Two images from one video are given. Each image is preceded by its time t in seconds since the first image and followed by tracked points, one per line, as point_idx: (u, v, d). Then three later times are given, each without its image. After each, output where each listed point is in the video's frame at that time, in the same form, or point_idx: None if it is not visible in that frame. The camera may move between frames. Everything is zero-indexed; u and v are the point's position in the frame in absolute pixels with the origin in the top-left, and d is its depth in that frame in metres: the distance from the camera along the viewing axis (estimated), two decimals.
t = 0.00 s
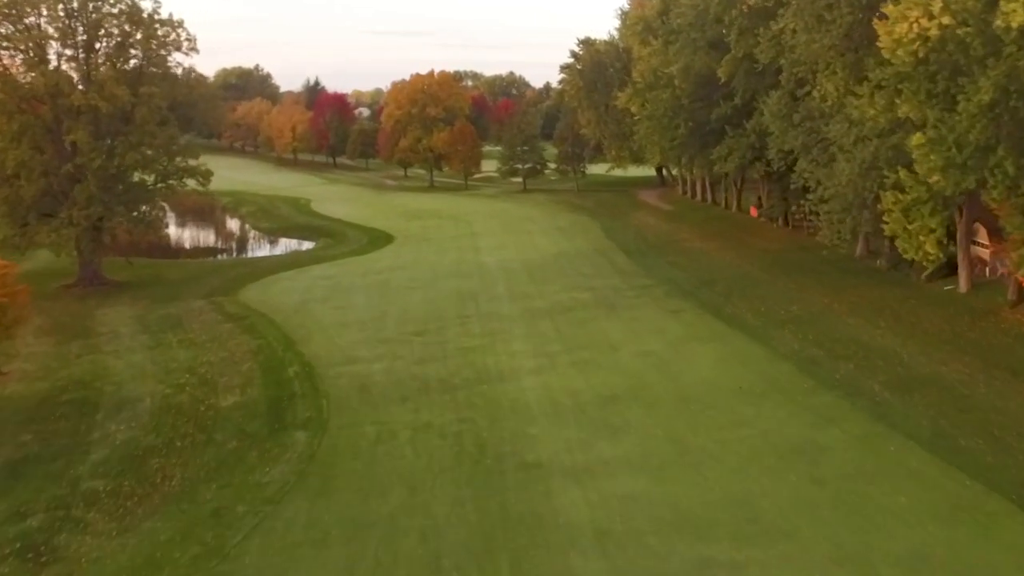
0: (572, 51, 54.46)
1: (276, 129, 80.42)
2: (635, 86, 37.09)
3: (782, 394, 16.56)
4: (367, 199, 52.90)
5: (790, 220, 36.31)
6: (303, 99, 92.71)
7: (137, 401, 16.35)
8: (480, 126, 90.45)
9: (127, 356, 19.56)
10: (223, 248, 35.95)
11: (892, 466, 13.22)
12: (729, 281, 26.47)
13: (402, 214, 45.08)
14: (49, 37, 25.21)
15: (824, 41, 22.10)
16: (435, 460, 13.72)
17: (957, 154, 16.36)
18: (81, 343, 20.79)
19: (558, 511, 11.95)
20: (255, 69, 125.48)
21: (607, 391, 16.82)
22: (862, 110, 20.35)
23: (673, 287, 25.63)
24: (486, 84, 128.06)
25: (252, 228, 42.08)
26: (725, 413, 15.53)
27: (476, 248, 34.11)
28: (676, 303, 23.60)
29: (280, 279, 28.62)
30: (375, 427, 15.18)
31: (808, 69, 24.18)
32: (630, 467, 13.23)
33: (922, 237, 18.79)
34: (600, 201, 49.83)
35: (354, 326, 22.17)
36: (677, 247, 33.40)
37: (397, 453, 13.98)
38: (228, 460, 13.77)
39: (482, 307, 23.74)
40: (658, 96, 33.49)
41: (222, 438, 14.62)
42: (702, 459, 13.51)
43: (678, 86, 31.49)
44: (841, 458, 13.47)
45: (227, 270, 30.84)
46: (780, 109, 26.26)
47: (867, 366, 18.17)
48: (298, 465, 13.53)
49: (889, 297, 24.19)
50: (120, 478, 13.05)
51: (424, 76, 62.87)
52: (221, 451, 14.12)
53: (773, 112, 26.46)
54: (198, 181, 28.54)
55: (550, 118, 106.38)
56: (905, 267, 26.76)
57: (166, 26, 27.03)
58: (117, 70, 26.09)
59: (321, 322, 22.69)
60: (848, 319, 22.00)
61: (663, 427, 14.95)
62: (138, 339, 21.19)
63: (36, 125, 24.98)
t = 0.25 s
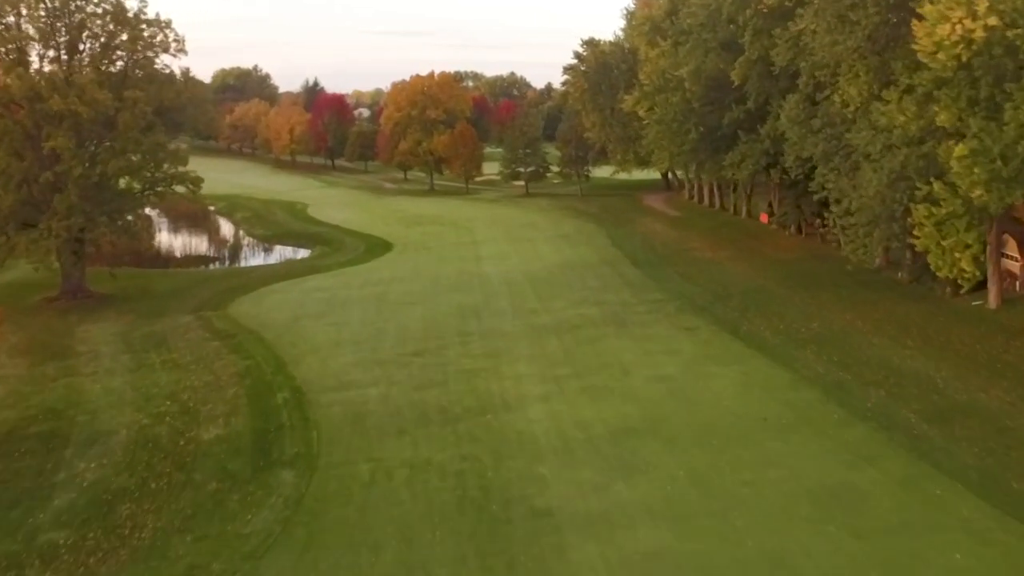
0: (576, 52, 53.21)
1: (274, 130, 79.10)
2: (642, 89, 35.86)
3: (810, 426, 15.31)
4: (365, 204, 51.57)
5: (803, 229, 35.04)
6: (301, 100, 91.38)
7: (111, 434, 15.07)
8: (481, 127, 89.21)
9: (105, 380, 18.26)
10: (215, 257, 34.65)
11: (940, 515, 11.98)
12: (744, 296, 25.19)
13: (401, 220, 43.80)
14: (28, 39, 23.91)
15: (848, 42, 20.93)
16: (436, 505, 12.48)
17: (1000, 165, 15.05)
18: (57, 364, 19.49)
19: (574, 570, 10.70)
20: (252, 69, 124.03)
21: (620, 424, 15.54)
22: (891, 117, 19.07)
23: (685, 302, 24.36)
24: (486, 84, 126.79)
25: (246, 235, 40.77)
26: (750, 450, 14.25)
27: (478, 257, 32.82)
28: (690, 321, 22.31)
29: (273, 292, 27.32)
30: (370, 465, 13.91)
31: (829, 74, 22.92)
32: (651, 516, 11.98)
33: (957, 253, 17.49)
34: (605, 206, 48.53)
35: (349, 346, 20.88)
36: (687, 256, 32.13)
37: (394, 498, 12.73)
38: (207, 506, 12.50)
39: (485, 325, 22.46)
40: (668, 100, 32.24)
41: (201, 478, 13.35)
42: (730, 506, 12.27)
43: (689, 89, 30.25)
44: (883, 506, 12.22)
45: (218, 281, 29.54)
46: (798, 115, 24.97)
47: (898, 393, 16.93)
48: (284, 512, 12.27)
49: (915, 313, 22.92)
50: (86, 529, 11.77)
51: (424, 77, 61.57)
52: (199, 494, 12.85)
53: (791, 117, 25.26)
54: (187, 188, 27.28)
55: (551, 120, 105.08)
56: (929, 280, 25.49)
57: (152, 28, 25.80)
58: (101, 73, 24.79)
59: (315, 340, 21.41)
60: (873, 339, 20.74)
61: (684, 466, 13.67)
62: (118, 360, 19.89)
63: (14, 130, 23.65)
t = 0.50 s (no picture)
0: (580, 53, 52.14)
1: (271, 131, 77.99)
2: (649, 92, 34.80)
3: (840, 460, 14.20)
4: (364, 208, 50.45)
5: (814, 237, 33.94)
6: (299, 100, 90.27)
7: (85, 467, 13.96)
8: (482, 129, 88.12)
9: (83, 403, 17.12)
10: (207, 265, 33.52)
11: (991, 566, 10.89)
12: (758, 309, 24.05)
13: (400, 225, 42.66)
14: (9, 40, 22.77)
15: (871, 42, 19.99)
16: (435, 552, 11.37)
17: None
18: (34, 384, 18.34)
19: None
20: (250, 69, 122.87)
21: (635, 456, 14.42)
22: (918, 124, 17.94)
23: (697, 316, 23.24)
24: (486, 85, 125.73)
25: (241, 241, 39.65)
26: (777, 486, 13.08)
27: (479, 266, 31.69)
28: (704, 337, 21.20)
29: (266, 303, 26.20)
30: (364, 503, 12.77)
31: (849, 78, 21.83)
32: (673, 567, 10.86)
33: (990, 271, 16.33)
34: (608, 210, 47.42)
35: (344, 364, 19.75)
36: (696, 265, 31.01)
37: (390, 543, 11.61)
38: (184, 554, 11.37)
39: (487, 341, 21.34)
40: (677, 102, 31.15)
41: (180, 520, 12.22)
42: (759, 554, 11.15)
43: (699, 91, 29.17)
44: (927, 555, 11.12)
45: (210, 291, 28.41)
46: (814, 121, 23.84)
47: (930, 421, 15.82)
48: (269, 562, 11.15)
49: (939, 328, 21.80)
50: None
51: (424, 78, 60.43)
52: (176, 539, 11.74)
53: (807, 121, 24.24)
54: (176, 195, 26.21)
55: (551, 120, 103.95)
56: (951, 294, 24.34)
57: (140, 29, 24.72)
58: (87, 76, 23.66)
59: (308, 358, 20.29)
60: (897, 358, 19.62)
61: (706, 504, 12.56)
62: (98, 379, 18.75)
63: None
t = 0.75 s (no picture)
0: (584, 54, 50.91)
1: (269, 134, 76.77)
2: (658, 95, 33.54)
3: (878, 506, 12.96)
4: (362, 213, 49.20)
5: (829, 246, 32.69)
6: (298, 102, 89.04)
7: (50, 513, 12.71)
8: (482, 131, 86.90)
9: (54, 434, 15.87)
10: (198, 275, 32.28)
11: None
12: (776, 327, 22.82)
13: (399, 232, 41.42)
14: None
15: (899, 45, 18.74)
16: None
17: None
18: (4, 412, 17.09)
19: None
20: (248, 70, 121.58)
21: (653, 501, 13.18)
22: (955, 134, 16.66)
23: (712, 334, 21.99)
24: (487, 86, 124.48)
25: (235, 248, 38.44)
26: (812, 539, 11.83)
27: (482, 277, 30.48)
28: (720, 360, 19.96)
29: (257, 319, 24.96)
30: (355, 558, 11.51)
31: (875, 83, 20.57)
32: None
33: None
34: (614, 216, 46.19)
35: (337, 389, 18.53)
36: (707, 277, 29.76)
37: None
38: None
39: (490, 363, 20.12)
40: (688, 106, 29.86)
41: None
42: None
43: (711, 95, 27.89)
44: None
45: (199, 304, 27.18)
46: (836, 127, 22.59)
47: (973, 457, 14.58)
48: None
49: (970, 349, 20.53)
50: None
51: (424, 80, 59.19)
52: None
53: (828, 127, 22.99)
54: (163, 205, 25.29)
55: (552, 120, 102.80)
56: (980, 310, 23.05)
57: (123, 29, 23.48)
58: (66, 79, 22.39)
59: (300, 382, 19.06)
60: (929, 383, 18.37)
61: (734, 562, 11.28)
62: (73, 406, 17.50)
63: None
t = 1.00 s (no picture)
0: (588, 55, 49.87)
1: (267, 136, 75.66)
2: (666, 99, 32.44)
3: (919, 553, 11.86)
4: (360, 218, 48.08)
5: (843, 255, 31.60)
6: (297, 103, 87.97)
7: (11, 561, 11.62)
8: (483, 132, 85.84)
9: (24, 466, 14.77)
10: (189, 285, 31.13)
11: None
12: (793, 343, 21.73)
13: (398, 238, 40.31)
14: None
15: (928, 47, 17.64)
16: None
17: None
18: None
19: None
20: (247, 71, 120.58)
21: (672, 546, 12.10)
22: (989, 144, 15.56)
23: (727, 351, 20.86)
24: (487, 86, 123.48)
25: (229, 255, 37.35)
26: None
27: (483, 288, 29.39)
28: (736, 381, 18.87)
29: (249, 334, 23.85)
30: None
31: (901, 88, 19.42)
32: None
33: None
34: (618, 222, 45.10)
35: (331, 413, 17.44)
36: (717, 288, 28.65)
37: None
38: None
39: (493, 383, 19.03)
40: (698, 111, 28.74)
41: None
42: None
43: (723, 99, 26.76)
44: None
45: (189, 316, 26.10)
46: (858, 134, 21.44)
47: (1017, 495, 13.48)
48: None
49: (1001, 369, 19.41)
50: None
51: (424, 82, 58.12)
52: None
53: (848, 133, 21.84)
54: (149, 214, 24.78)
55: (554, 122, 101.74)
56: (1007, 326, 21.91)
57: (106, 28, 22.34)
58: (45, 83, 21.29)
59: (292, 404, 17.97)
60: (962, 408, 17.24)
61: None
62: (48, 433, 16.38)
63: None
